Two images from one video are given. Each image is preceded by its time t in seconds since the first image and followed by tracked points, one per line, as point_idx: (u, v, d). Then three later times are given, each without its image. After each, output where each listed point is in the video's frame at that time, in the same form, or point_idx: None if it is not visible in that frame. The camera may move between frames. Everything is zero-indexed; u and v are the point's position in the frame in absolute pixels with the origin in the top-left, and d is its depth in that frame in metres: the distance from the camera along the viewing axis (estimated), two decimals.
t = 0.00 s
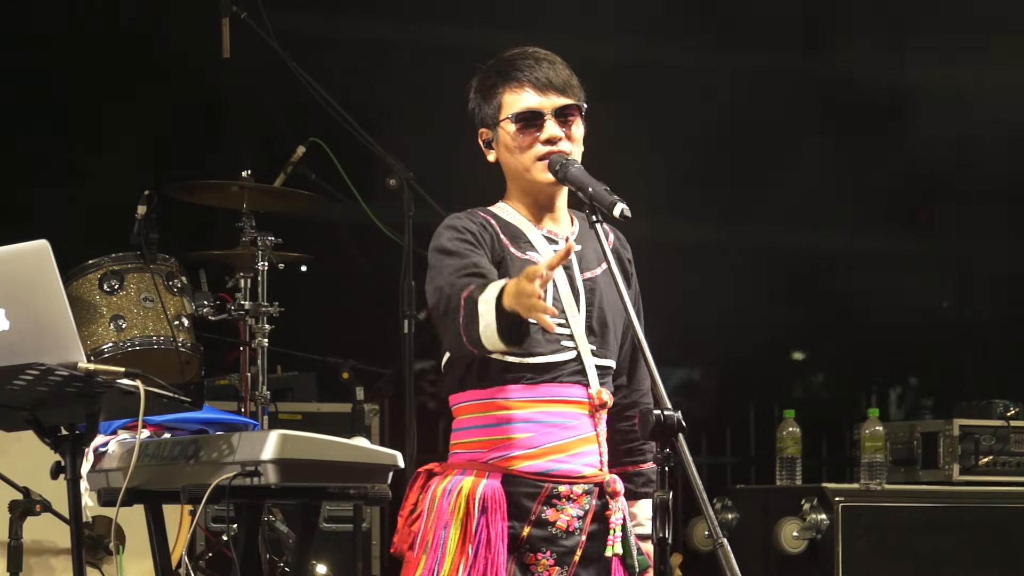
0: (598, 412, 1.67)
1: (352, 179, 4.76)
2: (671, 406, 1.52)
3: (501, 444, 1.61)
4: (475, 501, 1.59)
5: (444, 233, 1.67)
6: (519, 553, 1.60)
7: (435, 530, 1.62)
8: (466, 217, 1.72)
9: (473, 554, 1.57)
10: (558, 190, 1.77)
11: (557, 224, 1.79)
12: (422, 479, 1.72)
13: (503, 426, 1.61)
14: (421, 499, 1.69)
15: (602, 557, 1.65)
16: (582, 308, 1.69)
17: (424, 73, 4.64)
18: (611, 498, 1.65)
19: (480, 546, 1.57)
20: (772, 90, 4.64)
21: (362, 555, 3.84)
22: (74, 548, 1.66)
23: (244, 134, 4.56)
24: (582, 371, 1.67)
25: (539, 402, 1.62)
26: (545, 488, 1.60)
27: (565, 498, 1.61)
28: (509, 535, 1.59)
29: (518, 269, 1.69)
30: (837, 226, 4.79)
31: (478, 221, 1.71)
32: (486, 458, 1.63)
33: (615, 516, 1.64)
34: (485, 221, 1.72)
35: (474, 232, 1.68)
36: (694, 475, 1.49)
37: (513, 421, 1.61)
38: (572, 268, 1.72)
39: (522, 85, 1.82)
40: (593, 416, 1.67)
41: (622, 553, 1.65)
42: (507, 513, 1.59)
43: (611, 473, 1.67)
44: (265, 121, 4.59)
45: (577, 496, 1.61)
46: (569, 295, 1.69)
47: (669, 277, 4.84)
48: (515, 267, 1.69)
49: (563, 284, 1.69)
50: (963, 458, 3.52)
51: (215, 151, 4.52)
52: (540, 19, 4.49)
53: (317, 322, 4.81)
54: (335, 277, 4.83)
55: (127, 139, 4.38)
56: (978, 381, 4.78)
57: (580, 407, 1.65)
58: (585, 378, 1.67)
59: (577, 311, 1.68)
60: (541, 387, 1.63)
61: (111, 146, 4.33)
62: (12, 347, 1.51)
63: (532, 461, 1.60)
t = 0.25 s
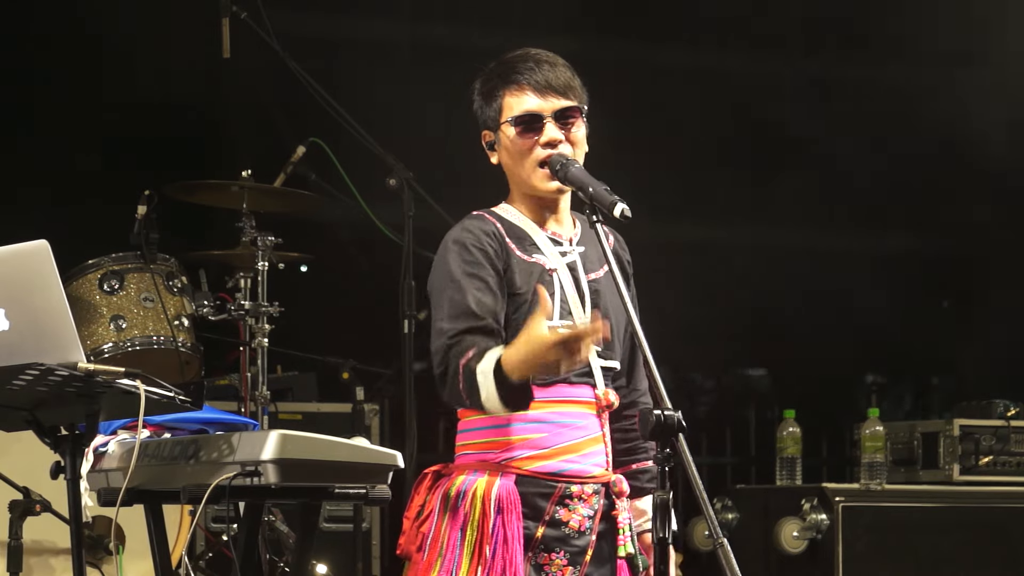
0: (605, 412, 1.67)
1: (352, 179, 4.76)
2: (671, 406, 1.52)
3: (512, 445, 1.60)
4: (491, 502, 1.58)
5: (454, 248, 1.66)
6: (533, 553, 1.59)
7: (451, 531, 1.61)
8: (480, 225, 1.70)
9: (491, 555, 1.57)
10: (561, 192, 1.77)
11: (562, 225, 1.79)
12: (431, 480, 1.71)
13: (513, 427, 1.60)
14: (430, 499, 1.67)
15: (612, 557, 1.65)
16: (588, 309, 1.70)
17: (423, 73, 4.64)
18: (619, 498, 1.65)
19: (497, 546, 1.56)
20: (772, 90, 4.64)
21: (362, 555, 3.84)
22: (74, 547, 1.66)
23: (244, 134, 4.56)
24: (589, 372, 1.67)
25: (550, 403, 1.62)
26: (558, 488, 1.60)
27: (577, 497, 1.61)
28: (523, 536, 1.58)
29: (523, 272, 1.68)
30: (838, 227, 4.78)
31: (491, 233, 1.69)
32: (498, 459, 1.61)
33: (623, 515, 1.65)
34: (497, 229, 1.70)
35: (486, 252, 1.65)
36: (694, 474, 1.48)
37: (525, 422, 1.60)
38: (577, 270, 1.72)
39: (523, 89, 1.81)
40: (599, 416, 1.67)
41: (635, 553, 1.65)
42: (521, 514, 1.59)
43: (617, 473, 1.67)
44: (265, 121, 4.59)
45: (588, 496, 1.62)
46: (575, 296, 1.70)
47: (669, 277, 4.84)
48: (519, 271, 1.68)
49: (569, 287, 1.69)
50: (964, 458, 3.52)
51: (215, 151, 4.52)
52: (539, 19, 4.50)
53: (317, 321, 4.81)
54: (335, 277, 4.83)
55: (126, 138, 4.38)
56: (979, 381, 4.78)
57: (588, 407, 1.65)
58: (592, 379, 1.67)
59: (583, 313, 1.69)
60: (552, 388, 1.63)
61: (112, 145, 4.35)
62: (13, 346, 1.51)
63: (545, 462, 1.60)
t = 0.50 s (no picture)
0: (606, 413, 1.67)
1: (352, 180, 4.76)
2: (671, 406, 1.52)
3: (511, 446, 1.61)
4: (489, 503, 1.59)
5: (455, 253, 1.66)
6: (531, 554, 1.59)
7: (447, 532, 1.61)
8: (483, 231, 1.70)
9: (488, 556, 1.56)
10: (562, 190, 1.77)
11: (564, 224, 1.78)
12: (430, 479, 1.70)
13: (512, 427, 1.61)
14: (429, 499, 1.67)
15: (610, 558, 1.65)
16: (589, 310, 1.69)
17: (423, 73, 4.64)
18: (618, 499, 1.65)
19: (495, 548, 1.57)
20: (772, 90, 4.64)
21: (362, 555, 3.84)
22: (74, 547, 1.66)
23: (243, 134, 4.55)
24: (590, 373, 1.67)
25: (549, 405, 1.63)
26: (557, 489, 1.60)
27: (576, 499, 1.61)
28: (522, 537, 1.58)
29: (523, 274, 1.68)
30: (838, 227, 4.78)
31: (493, 240, 1.68)
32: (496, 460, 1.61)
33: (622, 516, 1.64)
34: (500, 235, 1.70)
35: (487, 265, 1.65)
36: (694, 474, 1.48)
37: (524, 423, 1.61)
38: (579, 271, 1.72)
39: (519, 91, 1.81)
40: (601, 417, 1.67)
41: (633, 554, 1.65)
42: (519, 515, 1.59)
43: (617, 473, 1.67)
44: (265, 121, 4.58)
45: (587, 497, 1.61)
46: (577, 298, 1.69)
47: (669, 277, 4.84)
48: (520, 272, 1.68)
49: (571, 288, 1.69)
50: (964, 458, 3.52)
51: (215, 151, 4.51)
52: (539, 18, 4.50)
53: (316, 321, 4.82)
54: (335, 277, 4.83)
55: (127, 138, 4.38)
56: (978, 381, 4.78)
57: (588, 408, 1.65)
58: (593, 380, 1.67)
59: (585, 315, 1.69)
60: (553, 390, 1.64)
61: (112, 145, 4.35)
62: (12, 347, 1.51)
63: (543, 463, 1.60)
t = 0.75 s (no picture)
0: (606, 413, 1.67)
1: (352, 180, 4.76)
2: (671, 406, 1.52)
3: (510, 446, 1.61)
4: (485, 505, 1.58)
5: (451, 257, 1.67)
6: (529, 555, 1.59)
7: (445, 533, 1.61)
8: (481, 234, 1.70)
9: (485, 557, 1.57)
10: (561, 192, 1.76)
11: (564, 225, 1.78)
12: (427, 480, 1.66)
13: (511, 428, 1.62)
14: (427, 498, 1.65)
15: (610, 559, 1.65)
16: (588, 311, 1.69)
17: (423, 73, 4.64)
18: (618, 500, 1.65)
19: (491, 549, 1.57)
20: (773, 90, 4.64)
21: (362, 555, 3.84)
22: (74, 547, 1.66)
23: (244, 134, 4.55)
24: (590, 373, 1.67)
25: (548, 405, 1.63)
26: (555, 490, 1.60)
27: (574, 500, 1.61)
28: (520, 538, 1.58)
29: (520, 275, 1.68)
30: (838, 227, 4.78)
31: (490, 244, 1.69)
32: (495, 460, 1.61)
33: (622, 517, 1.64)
34: (498, 237, 1.70)
35: (482, 270, 1.66)
36: (694, 473, 1.48)
37: (523, 424, 1.61)
38: (578, 271, 1.72)
39: (516, 93, 1.81)
40: (601, 417, 1.67)
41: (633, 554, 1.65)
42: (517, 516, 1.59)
43: (617, 474, 1.67)
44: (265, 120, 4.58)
45: (587, 498, 1.61)
46: (576, 299, 1.69)
47: (669, 277, 4.84)
48: (518, 273, 1.68)
49: (570, 289, 1.69)
50: (964, 458, 3.52)
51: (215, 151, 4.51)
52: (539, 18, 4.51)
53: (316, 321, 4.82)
54: (335, 277, 4.83)
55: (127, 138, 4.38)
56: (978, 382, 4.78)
57: (588, 409, 1.65)
58: (593, 381, 1.67)
59: (585, 315, 1.69)
60: (552, 391, 1.64)
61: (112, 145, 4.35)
62: (12, 347, 1.51)
63: (542, 464, 1.60)
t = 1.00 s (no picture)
0: (607, 413, 1.67)
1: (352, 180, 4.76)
2: (672, 406, 1.52)
3: (512, 446, 1.61)
4: (486, 505, 1.58)
5: (451, 257, 1.67)
6: (531, 555, 1.59)
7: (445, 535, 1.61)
8: (482, 234, 1.70)
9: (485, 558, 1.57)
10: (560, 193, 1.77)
11: (564, 225, 1.79)
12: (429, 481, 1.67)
13: (513, 428, 1.62)
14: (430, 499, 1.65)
15: (612, 559, 1.65)
16: (589, 311, 1.69)
17: (423, 73, 4.65)
18: (620, 500, 1.65)
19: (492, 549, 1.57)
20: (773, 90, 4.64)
21: (362, 555, 3.84)
22: (74, 548, 1.66)
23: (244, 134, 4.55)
24: (591, 373, 1.67)
25: (550, 406, 1.63)
26: (557, 490, 1.60)
27: (576, 500, 1.61)
28: (521, 538, 1.58)
29: (519, 275, 1.68)
30: (838, 227, 4.78)
31: (490, 244, 1.69)
32: (496, 460, 1.61)
33: (625, 517, 1.64)
34: (498, 238, 1.70)
35: (482, 271, 1.66)
36: (694, 474, 1.48)
37: (525, 424, 1.61)
38: (578, 271, 1.72)
39: (515, 95, 1.80)
40: (602, 417, 1.67)
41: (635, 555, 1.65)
42: (519, 516, 1.59)
43: (619, 474, 1.67)
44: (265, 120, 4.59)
45: (588, 498, 1.62)
46: (576, 299, 1.69)
47: (669, 277, 4.85)
48: (517, 273, 1.68)
49: (569, 289, 1.69)
50: (964, 458, 3.52)
51: (215, 152, 4.51)
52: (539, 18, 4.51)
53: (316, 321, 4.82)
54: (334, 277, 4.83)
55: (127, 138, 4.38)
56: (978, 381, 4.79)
57: (590, 409, 1.65)
58: (594, 381, 1.67)
59: (585, 315, 1.69)
60: (553, 391, 1.64)
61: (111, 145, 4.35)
62: (12, 347, 1.51)
63: (544, 464, 1.60)
